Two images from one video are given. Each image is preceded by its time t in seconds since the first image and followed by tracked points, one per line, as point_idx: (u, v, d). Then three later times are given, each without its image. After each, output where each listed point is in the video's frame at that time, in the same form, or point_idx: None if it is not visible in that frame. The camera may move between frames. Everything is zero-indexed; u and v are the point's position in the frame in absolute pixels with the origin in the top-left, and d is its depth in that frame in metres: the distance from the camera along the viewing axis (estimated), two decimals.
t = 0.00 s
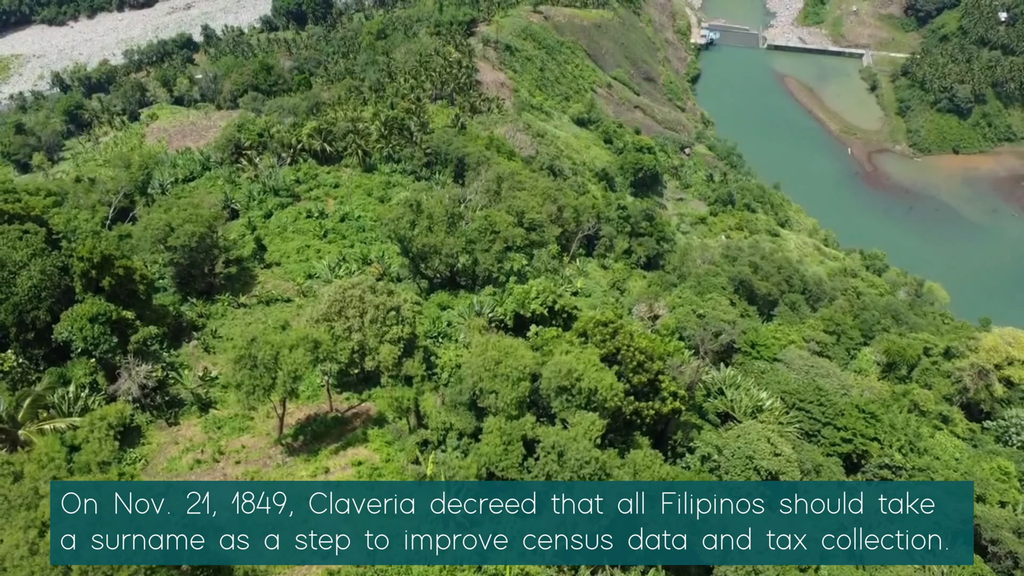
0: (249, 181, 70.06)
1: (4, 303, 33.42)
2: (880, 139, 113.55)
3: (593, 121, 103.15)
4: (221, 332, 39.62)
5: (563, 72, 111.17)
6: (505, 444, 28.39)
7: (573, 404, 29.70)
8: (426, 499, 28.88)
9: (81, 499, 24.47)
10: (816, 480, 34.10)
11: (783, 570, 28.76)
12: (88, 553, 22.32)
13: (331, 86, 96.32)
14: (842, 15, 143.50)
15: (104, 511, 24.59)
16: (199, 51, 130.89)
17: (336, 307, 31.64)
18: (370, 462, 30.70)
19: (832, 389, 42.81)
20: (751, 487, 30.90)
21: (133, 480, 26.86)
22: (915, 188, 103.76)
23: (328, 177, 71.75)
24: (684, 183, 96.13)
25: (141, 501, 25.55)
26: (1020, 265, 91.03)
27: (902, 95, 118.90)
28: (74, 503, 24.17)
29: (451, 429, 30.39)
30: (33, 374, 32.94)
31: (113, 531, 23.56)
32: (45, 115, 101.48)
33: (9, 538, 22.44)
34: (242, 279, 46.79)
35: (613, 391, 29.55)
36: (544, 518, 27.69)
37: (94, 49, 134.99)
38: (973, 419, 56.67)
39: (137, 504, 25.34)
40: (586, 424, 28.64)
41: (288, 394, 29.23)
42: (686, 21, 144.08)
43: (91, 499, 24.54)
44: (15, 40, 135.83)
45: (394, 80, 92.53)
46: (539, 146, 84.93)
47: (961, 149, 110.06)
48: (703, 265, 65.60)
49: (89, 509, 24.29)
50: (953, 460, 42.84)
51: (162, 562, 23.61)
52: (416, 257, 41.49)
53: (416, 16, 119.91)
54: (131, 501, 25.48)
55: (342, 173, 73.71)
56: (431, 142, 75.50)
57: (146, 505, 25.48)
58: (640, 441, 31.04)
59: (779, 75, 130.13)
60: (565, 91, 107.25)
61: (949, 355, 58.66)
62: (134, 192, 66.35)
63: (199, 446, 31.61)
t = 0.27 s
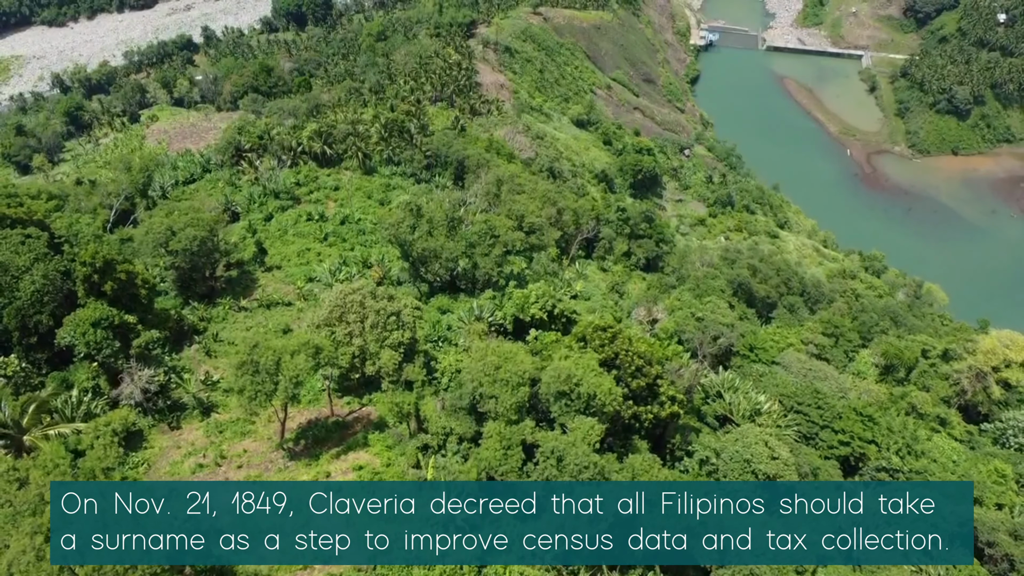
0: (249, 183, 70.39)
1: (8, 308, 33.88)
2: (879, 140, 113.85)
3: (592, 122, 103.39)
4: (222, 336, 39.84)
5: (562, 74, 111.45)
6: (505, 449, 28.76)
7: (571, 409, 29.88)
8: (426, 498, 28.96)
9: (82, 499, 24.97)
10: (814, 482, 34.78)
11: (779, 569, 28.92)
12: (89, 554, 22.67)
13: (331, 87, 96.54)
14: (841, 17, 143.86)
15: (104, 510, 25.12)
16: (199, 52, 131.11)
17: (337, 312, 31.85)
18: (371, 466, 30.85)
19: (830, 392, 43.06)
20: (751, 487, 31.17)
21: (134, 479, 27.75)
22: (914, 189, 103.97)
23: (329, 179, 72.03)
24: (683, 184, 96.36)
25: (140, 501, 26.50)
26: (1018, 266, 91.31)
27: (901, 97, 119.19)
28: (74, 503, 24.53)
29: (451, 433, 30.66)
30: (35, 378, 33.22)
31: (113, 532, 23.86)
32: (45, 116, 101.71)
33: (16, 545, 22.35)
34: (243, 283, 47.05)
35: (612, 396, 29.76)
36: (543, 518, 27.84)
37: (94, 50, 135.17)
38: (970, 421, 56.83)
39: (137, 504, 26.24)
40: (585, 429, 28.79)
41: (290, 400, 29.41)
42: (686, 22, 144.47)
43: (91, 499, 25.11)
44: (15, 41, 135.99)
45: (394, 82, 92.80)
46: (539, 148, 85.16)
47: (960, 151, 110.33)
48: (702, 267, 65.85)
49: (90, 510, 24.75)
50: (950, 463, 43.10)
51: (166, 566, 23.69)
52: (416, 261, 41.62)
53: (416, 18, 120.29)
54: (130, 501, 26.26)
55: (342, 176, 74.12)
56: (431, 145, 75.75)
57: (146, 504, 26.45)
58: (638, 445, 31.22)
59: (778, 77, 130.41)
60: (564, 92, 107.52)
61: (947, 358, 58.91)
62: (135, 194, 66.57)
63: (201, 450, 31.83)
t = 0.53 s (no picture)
0: (249, 184, 70.54)
1: (9, 310, 33.97)
2: (878, 141, 113.99)
3: (592, 123, 103.58)
4: (223, 338, 39.91)
5: (562, 74, 111.55)
6: (505, 451, 28.72)
7: (571, 411, 29.90)
8: (426, 499, 29.12)
9: (82, 499, 25.09)
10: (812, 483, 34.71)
11: (778, 569, 28.44)
12: (89, 554, 22.74)
13: (331, 88, 96.66)
14: (840, 18, 144.11)
15: (104, 510, 25.24)
16: (199, 53, 131.21)
17: (337, 314, 31.88)
18: (371, 468, 30.89)
19: (829, 393, 43.16)
20: (750, 488, 31.40)
21: (134, 480, 27.98)
22: (914, 190, 104.03)
23: (329, 180, 72.19)
24: (683, 184, 96.49)
25: (140, 502, 26.62)
26: (1018, 266, 91.45)
27: (901, 97, 119.35)
28: (74, 503, 24.61)
29: (451, 435, 30.77)
30: (36, 379, 33.31)
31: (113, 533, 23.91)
32: (45, 117, 101.79)
33: (19, 547, 22.37)
34: (244, 284, 47.16)
35: (612, 398, 29.81)
36: (543, 518, 27.92)
37: (94, 50, 135.21)
38: (970, 421, 56.99)
39: (137, 504, 26.38)
40: (585, 430, 28.82)
41: (291, 402, 29.38)
42: (685, 23, 144.64)
43: (91, 499, 25.26)
44: (15, 41, 136.06)
45: (394, 83, 92.90)
46: (539, 148, 85.23)
47: (959, 151, 110.45)
48: (701, 268, 65.95)
49: (89, 510, 24.87)
50: (950, 463, 43.19)
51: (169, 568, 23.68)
52: (416, 262, 41.60)
53: (416, 19, 120.47)
54: (130, 501, 26.41)
55: (342, 176, 74.32)
56: (431, 145, 75.86)
57: (145, 505, 26.59)
58: (638, 446, 31.19)
59: (778, 77, 130.48)
60: (564, 93, 107.65)
61: (947, 358, 58.99)
62: (135, 195, 66.67)
63: (201, 452, 31.91)
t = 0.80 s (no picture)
0: (249, 184, 70.59)
1: (9, 310, 33.98)
2: (878, 141, 114.04)
3: (592, 123, 103.62)
4: (223, 338, 39.90)
5: (561, 74, 111.58)
6: (505, 451, 28.58)
7: (570, 411, 29.90)
8: (426, 499, 29.14)
9: (82, 499, 25.13)
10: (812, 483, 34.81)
11: (778, 569, 28.55)
12: (89, 554, 22.77)
13: (331, 88, 96.70)
14: (840, 18, 144.32)
15: (104, 510, 25.27)
16: (199, 53, 131.27)
17: (337, 314, 31.88)
18: (371, 468, 30.89)
19: (829, 393, 43.27)
20: (750, 488, 31.36)
21: (134, 480, 28.05)
22: (914, 190, 104.03)
23: (329, 181, 72.28)
24: (682, 185, 96.56)
25: (140, 501, 26.65)
26: (1017, 266, 91.49)
27: (900, 98, 119.45)
28: (73, 503, 24.64)
29: (450, 435, 30.75)
30: (36, 380, 33.35)
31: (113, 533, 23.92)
32: (45, 117, 101.76)
33: (19, 547, 22.38)
34: (243, 285, 47.17)
35: (612, 398, 29.80)
36: (543, 517, 27.92)
37: (94, 50, 135.19)
38: (970, 421, 57.13)
39: (137, 504, 26.41)
40: (584, 431, 28.81)
41: (291, 402, 29.31)
42: (685, 23, 144.72)
43: (91, 499, 25.30)
44: (14, 42, 136.04)
45: (394, 83, 92.92)
46: (538, 148, 85.22)
47: (959, 151, 110.48)
48: (701, 268, 65.97)
49: (89, 509, 24.91)
50: (950, 463, 43.17)
51: (170, 569, 23.69)
52: (416, 262, 41.53)
53: (416, 19, 120.65)
54: (130, 501, 26.45)
55: (342, 177, 74.41)
56: (431, 146, 75.95)
57: (145, 504, 26.61)
58: (638, 446, 31.13)
59: (778, 77, 130.47)
60: (563, 93, 107.71)
61: (946, 358, 59.07)
62: (135, 195, 66.71)
63: (201, 452, 31.89)
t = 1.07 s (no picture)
0: (249, 185, 70.60)
1: (8, 310, 33.97)
2: (877, 141, 114.04)
3: (592, 123, 103.65)
4: (222, 338, 39.87)
5: (561, 74, 111.59)
6: (505, 451, 28.52)
7: (571, 411, 29.86)
8: (426, 499, 29.14)
9: (82, 499, 25.17)
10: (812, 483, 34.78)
11: (777, 569, 28.56)
12: (89, 553, 22.76)
13: (330, 88, 96.68)
14: (839, 18, 144.32)
15: (104, 510, 25.28)
16: (199, 53, 131.25)
17: (337, 314, 31.85)
18: (371, 468, 30.86)
19: (829, 393, 43.33)
20: (750, 488, 31.29)
21: (134, 481, 28.09)
22: (914, 190, 104.02)
23: (329, 181, 72.31)
24: (682, 185, 96.59)
25: (140, 501, 26.67)
26: (1017, 266, 91.48)
27: (900, 98, 119.47)
28: (74, 503, 24.69)
29: (450, 435, 30.71)
30: (36, 380, 33.33)
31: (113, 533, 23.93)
32: (45, 117, 101.76)
33: (18, 547, 22.40)
34: (243, 285, 47.15)
35: (611, 398, 29.77)
36: (543, 517, 27.94)
37: (93, 50, 135.18)
38: (970, 421, 57.19)
39: (137, 504, 26.42)
40: (584, 431, 28.79)
41: (291, 402, 29.25)
42: (684, 23, 144.76)
43: (91, 500, 25.32)
44: (14, 41, 135.99)
45: (393, 83, 92.96)
46: (538, 149, 85.21)
47: (959, 151, 110.44)
48: (701, 268, 65.93)
49: (89, 509, 24.93)
50: (950, 463, 43.16)
51: (169, 569, 23.64)
52: (415, 262, 41.46)
53: (416, 19, 120.65)
54: (130, 501, 26.46)
55: (342, 177, 74.42)
56: (431, 146, 75.99)
57: (145, 504, 26.63)
58: (638, 446, 31.08)
59: (778, 77, 130.46)
60: (563, 93, 107.71)
61: (946, 358, 59.11)
62: (135, 195, 66.77)
63: (201, 452, 31.85)
